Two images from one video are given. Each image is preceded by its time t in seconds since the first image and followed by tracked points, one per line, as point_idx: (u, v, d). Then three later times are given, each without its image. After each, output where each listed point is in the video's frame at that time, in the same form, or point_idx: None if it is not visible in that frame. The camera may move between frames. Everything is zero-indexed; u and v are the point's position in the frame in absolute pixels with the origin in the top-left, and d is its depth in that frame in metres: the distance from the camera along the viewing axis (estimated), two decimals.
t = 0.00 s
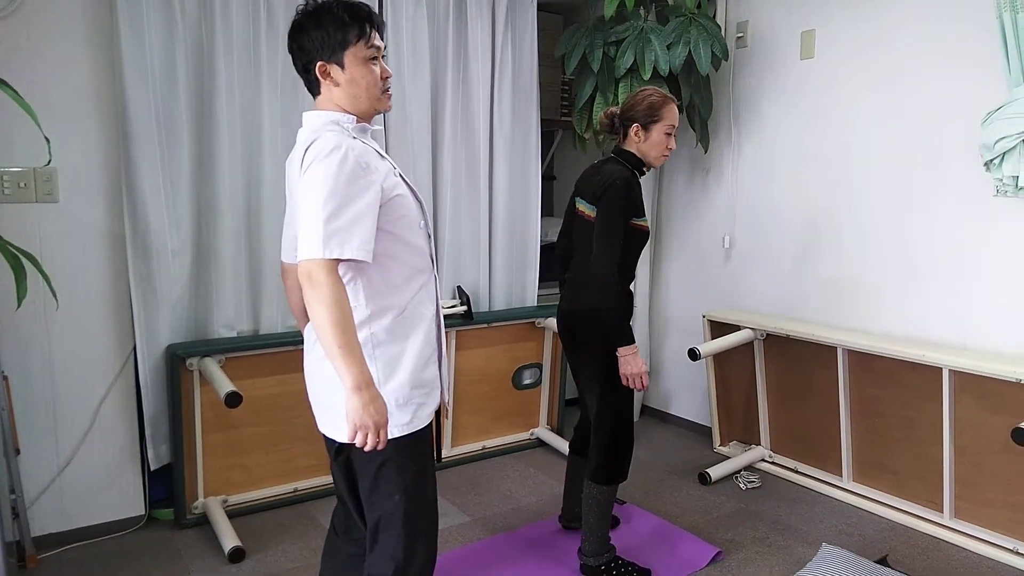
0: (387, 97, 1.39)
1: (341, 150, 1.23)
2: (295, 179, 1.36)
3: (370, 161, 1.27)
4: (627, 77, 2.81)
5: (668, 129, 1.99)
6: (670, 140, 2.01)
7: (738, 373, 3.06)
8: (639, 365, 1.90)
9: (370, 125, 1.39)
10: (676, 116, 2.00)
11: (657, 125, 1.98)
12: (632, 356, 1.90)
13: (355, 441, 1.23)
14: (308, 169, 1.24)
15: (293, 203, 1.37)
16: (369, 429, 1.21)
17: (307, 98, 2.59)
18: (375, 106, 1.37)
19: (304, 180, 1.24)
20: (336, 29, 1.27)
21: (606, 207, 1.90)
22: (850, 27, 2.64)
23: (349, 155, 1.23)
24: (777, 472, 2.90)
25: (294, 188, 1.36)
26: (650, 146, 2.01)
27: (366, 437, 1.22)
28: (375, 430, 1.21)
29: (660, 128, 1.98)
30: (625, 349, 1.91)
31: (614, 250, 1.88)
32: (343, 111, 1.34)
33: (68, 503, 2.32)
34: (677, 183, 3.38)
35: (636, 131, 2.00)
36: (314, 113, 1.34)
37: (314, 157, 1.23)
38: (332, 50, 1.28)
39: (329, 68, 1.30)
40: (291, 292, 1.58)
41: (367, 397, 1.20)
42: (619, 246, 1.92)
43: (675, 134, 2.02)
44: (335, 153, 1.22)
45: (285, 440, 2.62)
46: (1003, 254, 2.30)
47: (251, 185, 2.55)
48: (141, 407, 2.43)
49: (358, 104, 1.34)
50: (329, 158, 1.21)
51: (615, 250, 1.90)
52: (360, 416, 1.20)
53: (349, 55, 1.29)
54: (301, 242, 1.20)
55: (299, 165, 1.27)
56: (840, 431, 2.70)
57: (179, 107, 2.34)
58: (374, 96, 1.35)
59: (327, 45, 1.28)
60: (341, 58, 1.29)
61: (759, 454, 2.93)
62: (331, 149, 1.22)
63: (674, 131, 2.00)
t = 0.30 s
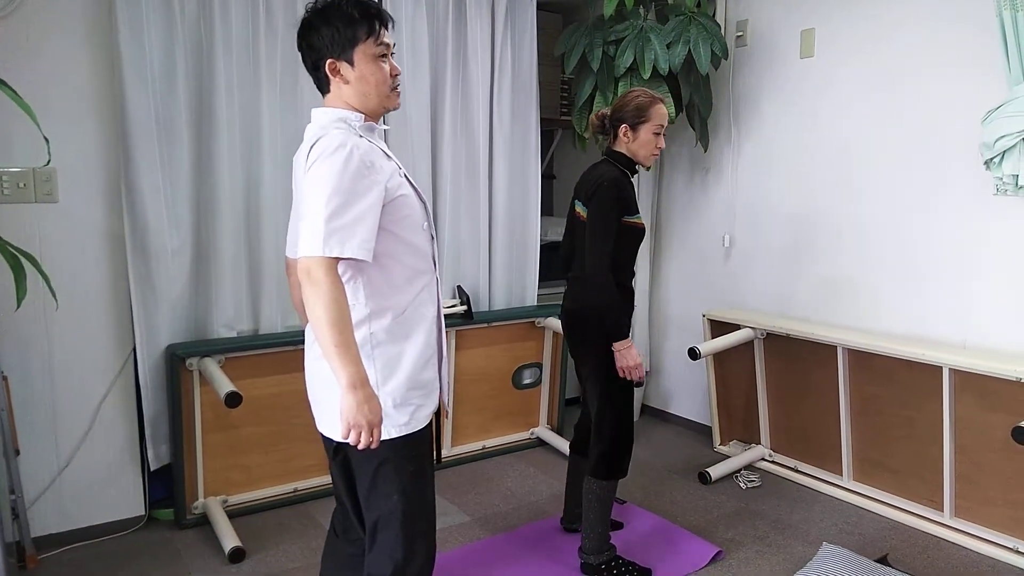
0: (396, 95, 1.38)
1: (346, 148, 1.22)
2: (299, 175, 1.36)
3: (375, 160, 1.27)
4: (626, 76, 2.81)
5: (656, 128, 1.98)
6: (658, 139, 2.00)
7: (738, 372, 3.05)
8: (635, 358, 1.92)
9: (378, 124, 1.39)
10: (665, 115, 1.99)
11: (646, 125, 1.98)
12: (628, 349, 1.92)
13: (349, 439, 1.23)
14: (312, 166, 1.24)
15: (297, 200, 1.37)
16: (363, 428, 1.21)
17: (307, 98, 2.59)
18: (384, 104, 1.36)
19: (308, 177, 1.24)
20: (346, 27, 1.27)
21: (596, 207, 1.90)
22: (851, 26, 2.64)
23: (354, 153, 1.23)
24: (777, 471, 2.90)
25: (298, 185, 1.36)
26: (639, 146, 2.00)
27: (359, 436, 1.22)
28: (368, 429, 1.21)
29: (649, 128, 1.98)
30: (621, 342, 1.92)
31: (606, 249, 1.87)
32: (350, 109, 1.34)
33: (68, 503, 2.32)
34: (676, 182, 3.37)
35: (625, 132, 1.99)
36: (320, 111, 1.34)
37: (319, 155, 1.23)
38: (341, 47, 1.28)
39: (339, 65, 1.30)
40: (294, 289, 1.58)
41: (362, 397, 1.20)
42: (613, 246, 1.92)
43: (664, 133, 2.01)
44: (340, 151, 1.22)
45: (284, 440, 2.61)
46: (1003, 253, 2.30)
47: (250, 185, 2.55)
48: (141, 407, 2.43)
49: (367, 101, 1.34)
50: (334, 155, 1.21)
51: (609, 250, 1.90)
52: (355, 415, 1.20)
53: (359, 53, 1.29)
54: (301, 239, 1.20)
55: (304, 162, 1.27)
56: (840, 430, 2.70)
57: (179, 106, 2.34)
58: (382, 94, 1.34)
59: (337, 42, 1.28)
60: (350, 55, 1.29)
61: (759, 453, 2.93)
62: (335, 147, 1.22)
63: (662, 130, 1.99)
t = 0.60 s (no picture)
0: (400, 94, 1.39)
1: (343, 146, 1.22)
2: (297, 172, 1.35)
3: (372, 159, 1.26)
4: (626, 76, 2.81)
5: (657, 133, 1.99)
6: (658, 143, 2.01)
7: (737, 373, 3.05)
8: (594, 355, 1.94)
9: (379, 123, 1.39)
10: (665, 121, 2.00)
11: (648, 129, 1.98)
12: (588, 345, 1.94)
13: (338, 438, 1.23)
14: (308, 163, 1.24)
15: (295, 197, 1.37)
16: (351, 427, 1.21)
17: (306, 98, 2.59)
18: (388, 104, 1.37)
19: (304, 174, 1.24)
20: (352, 25, 1.27)
21: (592, 205, 1.92)
22: (849, 26, 2.64)
23: (350, 151, 1.23)
24: (775, 472, 2.89)
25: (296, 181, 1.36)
26: (641, 150, 2.00)
27: (347, 435, 1.22)
28: (355, 429, 1.21)
29: (651, 132, 1.99)
30: (583, 337, 1.94)
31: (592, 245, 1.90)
32: (352, 107, 1.34)
33: (65, 504, 2.31)
34: (675, 182, 3.38)
35: (627, 136, 2.00)
36: (320, 109, 1.34)
37: (315, 152, 1.23)
38: (348, 45, 1.28)
39: (344, 63, 1.30)
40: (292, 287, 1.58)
41: (350, 396, 1.20)
42: (602, 244, 1.94)
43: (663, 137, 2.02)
44: (336, 148, 1.22)
45: (281, 440, 2.61)
46: (1002, 254, 2.30)
47: (248, 184, 2.54)
48: (139, 407, 2.43)
49: (370, 100, 1.34)
50: (331, 153, 1.21)
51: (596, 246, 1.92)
52: (342, 415, 1.20)
53: (365, 51, 1.29)
54: (294, 236, 1.20)
55: (302, 158, 1.27)
56: (838, 431, 2.70)
57: (177, 106, 2.34)
58: (385, 94, 1.35)
59: (344, 40, 1.28)
60: (357, 53, 1.29)
61: (758, 453, 2.93)
62: (332, 144, 1.22)
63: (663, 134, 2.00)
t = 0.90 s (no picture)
0: (402, 96, 1.39)
1: (344, 144, 1.23)
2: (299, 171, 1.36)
3: (373, 157, 1.27)
4: (629, 81, 2.81)
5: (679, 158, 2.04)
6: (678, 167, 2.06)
7: (740, 378, 3.05)
8: (590, 362, 1.95)
9: (382, 124, 1.39)
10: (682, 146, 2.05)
11: (672, 153, 2.02)
12: (585, 352, 1.94)
13: (338, 438, 1.23)
14: (310, 161, 1.24)
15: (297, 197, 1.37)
16: (351, 426, 1.21)
17: (310, 104, 2.60)
18: (391, 105, 1.37)
19: (305, 172, 1.24)
20: (356, 26, 1.27)
21: (611, 217, 1.92)
22: (853, 31, 2.64)
23: (352, 150, 1.23)
24: (780, 478, 2.88)
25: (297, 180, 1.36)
26: (665, 173, 2.03)
27: (347, 435, 1.22)
28: (356, 428, 1.21)
29: (675, 156, 2.02)
30: (581, 343, 1.94)
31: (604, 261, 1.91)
32: (354, 107, 1.34)
33: (68, 508, 2.31)
34: (679, 186, 3.38)
35: (653, 158, 2.01)
36: (322, 109, 1.34)
37: (317, 150, 1.24)
38: (351, 46, 1.28)
39: (348, 64, 1.30)
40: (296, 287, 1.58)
41: (350, 395, 1.20)
42: (613, 258, 1.95)
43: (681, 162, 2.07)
44: (338, 147, 1.22)
45: (284, 445, 2.61)
46: (1007, 258, 2.29)
47: (252, 189, 2.55)
48: (143, 411, 2.43)
49: (373, 101, 1.34)
50: (333, 151, 1.22)
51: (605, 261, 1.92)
52: (342, 414, 1.20)
53: (369, 52, 1.29)
54: (295, 235, 1.20)
55: (304, 157, 1.27)
56: (843, 436, 2.69)
57: (182, 111, 2.34)
58: (388, 95, 1.35)
59: (347, 41, 1.28)
60: (360, 54, 1.29)
61: (762, 459, 2.93)
62: (334, 143, 1.23)
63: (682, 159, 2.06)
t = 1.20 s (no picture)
0: (415, 96, 1.40)
1: (359, 140, 1.24)
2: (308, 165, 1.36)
3: (387, 156, 1.28)
4: (631, 86, 2.82)
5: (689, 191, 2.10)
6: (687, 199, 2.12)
7: (741, 383, 3.05)
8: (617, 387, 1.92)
9: (394, 125, 1.40)
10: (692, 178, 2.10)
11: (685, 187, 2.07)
12: (613, 377, 1.91)
13: (330, 431, 1.22)
14: (324, 153, 1.25)
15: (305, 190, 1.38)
16: (345, 420, 1.21)
17: (311, 108, 2.60)
18: (404, 105, 1.38)
19: (318, 164, 1.24)
20: (371, 26, 1.28)
21: (638, 245, 1.93)
22: (854, 36, 2.64)
23: (367, 146, 1.24)
24: (781, 483, 2.88)
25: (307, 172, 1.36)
26: (677, 206, 2.08)
27: (339, 429, 1.21)
28: (349, 423, 1.21)
29: (687, 190, 2.08)
30: (609, 368, 1.91)
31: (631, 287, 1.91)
32: (368, 107, 1.34)
33: (69, 511, 2.32)
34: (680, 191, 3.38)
35: (670, 193, 2.05)
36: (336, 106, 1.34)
37: (332, 144, 1.24)
38: (367, 47, 1.29)
39: (363, 64, 1.31)
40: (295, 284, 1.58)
41: (345, 389, 1.20)
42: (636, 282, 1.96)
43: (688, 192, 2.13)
44: (353, 142, 1.23)
45: (285, 448, 2.61)
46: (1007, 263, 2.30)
47: (254, 192, 2.55)
48: (144, 414, 2.43)
49: (387, 101, 1.35)
50: (347, 146, 1.22)
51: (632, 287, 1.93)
52: (337, 408, 1.20)
53: (384, 53, 1.30)
54: (304, 224, 1.20)
55: (317, 149, 1.28)
56: (843, 440, 2.69)
57: (184, 114, 2.35)
58: (403, 95, 1.36)
59: (363, 41, 1.28)
60: (376, 54, 1.30)
61: (763, 463, 2.93)
62: (349, 138, 1.24)
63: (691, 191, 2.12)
